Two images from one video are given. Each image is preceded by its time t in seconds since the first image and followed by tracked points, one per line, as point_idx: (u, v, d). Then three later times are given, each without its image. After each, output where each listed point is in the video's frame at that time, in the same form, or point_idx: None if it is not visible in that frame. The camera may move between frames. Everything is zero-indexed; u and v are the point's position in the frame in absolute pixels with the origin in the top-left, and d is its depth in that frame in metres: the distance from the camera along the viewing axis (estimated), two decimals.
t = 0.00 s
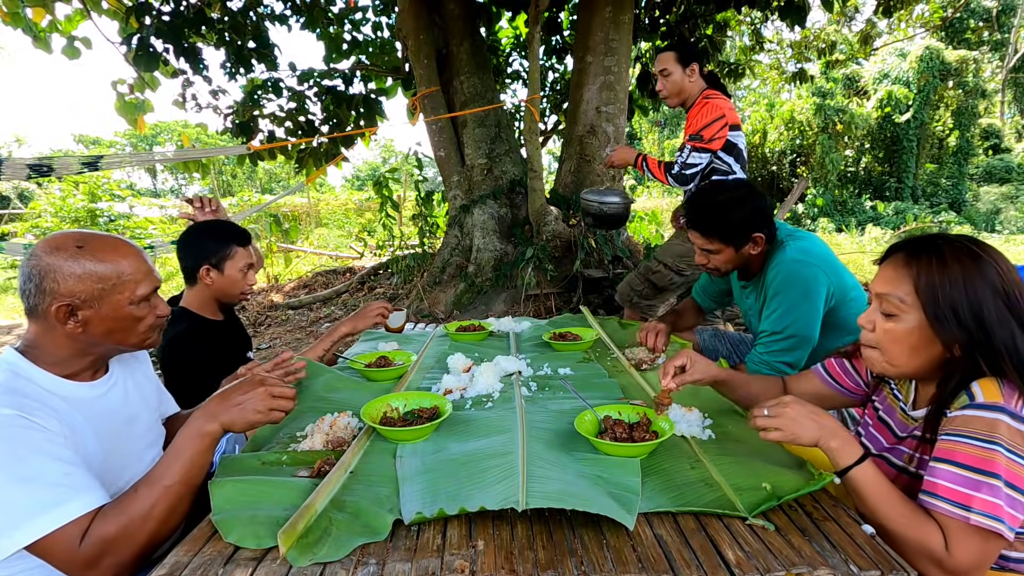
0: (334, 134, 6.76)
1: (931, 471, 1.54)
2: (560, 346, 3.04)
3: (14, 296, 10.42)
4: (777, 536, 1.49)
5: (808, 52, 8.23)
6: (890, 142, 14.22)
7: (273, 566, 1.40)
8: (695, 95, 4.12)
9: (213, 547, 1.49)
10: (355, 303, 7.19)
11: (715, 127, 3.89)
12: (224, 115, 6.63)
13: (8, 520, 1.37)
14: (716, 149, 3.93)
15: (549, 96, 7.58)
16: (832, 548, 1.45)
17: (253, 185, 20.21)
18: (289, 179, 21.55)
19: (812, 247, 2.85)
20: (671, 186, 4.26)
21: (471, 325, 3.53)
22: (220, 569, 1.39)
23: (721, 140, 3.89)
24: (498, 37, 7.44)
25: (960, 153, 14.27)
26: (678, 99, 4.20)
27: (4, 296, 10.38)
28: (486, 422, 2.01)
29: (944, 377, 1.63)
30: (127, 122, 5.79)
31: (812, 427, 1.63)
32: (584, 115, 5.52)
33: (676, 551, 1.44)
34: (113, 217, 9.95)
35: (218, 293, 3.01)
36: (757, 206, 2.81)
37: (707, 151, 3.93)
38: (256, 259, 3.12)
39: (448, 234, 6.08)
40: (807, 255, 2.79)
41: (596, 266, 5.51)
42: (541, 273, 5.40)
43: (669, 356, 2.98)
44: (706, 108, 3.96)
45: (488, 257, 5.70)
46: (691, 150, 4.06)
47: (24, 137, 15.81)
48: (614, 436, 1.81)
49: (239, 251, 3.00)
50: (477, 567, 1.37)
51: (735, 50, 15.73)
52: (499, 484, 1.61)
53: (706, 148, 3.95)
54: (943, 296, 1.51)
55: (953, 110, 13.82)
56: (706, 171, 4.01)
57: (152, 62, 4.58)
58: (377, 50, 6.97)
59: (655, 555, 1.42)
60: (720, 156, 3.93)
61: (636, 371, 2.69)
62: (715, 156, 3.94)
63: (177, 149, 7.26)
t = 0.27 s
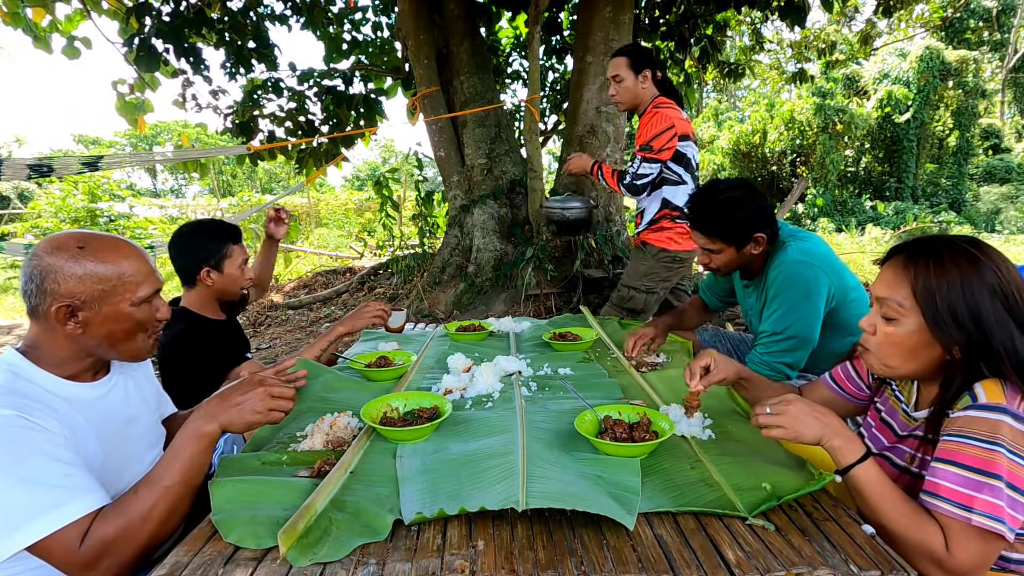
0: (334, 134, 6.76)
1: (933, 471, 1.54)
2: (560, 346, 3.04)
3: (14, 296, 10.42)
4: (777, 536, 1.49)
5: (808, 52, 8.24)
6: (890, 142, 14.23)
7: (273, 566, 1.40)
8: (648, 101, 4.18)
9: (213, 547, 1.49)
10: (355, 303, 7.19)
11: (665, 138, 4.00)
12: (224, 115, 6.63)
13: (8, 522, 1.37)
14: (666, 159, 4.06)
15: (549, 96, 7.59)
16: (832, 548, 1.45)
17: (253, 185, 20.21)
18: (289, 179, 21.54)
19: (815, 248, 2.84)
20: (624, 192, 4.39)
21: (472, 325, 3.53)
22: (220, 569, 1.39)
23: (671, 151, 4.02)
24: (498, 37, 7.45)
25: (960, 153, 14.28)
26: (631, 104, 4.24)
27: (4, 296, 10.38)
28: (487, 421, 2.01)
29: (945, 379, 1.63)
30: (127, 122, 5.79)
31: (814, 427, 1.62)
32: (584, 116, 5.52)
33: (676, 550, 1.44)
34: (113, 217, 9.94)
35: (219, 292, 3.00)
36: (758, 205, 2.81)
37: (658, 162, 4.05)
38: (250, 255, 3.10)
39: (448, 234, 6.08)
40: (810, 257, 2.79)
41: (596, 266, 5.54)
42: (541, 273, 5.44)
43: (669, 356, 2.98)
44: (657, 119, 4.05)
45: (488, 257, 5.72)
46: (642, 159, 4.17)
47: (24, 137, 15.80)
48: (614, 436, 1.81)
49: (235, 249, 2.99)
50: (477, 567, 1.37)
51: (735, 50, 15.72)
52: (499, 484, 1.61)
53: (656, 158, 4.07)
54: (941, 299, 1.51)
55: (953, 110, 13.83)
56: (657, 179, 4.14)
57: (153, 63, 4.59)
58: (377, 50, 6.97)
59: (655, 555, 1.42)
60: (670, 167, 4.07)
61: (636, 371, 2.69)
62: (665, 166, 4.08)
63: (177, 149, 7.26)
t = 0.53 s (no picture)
0: (334, 134, 6.76)
1: (928, 470, 1.54)
2: (560, 346, 3.04)
3: (14, 296, 10.41)
4: (777, 536, 1.49)
5: (808, 52, 8.24)
6: (890, 142, 14.26)
7: (273, 566, 1.40)
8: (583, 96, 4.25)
9: (213, 547, 1.49)
10: (355, 303, 7.19)
11: (603, 128, 4.05)
12: (224, 115, 6.63)
13: (8, 522, 1.37)
14: (608, 150, 4.11)
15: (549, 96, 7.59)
16: (832, 548, 1.45)
17: (252, 185, 20.21)
18: (289, 179, 21.53)
19: (817, 247, 2.83)
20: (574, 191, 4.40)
21: (471, 325, 3.53)
22: (220, 569, 1.39)
23: (611, 140, 4.07)
24: (498, 37, 7.45)
25: (960, 153, 14.29)
26: (568, 102, 4.32)
27: (4, 296, 10.37)
28: (487, 421, 2.01)
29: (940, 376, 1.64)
30: (127, 122, 5.79)
31: (809, 430, 1.62)
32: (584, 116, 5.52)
33: (676, 551, 1.44)
34: (113, 217, 9.94)
35: (225, 288, 3.03)
36: (756, 201, 2.81)
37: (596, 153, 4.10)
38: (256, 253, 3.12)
39: (448, 234, 6.09)
40: (810, 256, 2.78)
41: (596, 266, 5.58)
42: (541, 273, 5.45)
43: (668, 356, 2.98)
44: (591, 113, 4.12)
45: (488, 257, 5.73)
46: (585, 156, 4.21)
47: (24, 137, 15.79)
48: (614, 436, 1.81)
49: (238, 243, 3.01)
50: (477, 567, 1.37)
51: (735, 50, 15.72)
52: (499, 484, 1.61)
53: (597, 151, 4.12)
54: (932, 298, 1.51)
55: (953, 110, 13.84)
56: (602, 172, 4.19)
57: (153, 63, 4.59)
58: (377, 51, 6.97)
59: (655, 555, 1.42)
60: (613, 157, 4.12)
61: (636, 371, 2.69)
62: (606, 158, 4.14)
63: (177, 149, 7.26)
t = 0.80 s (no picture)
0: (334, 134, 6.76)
1: (926, 469, 1.54)
2: (560, 346, 3.04)
3: (13, 296, 10.41)
4: (777, 536, 1.49)
5: (808, 52, 8.24)
6: (890, 142, 14.26)
7: (273, 566, 1.40)
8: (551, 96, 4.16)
9: (213, 547, 1.49)
10: (355, 303, 7.20)
11: (576, 130, 3.99)
12: (224, 115, 6.62)
13: (7, 522, 1.37)
14: (580, 152, 4.06)
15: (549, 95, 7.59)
16: (832, 548, 1.45)
17: (252, 185, 20.21)
18: (289, 180, 21.52)
19: (816, 246, 2.84)
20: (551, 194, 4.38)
21: (471, 325, 3.53)
22: (220, 569, 1.39)
23: (584, 141, 4.01)
24: (498, 37, 7.45)
25: (960, 153, 14.29)
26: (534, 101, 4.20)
27: (4, 296, 10.37)
28: (487, 422, 2.01)
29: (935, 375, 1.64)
30: (128, 122, 5.78)
31: (806, 432, 1.63)
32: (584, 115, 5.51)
33: (676, 550, 1.44)
34: (113, 217, 9.93)
35: (237, 283, 3.07)
36: (757, 199, 2.81)
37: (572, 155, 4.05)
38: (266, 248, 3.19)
39: (448, 234, 6.10)
40: (809, 254, 2.79)
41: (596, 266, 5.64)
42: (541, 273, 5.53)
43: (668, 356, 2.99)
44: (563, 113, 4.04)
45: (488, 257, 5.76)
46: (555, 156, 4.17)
47: (24, 137, 15.78)
48: (614, 436, 1.81)
49: (252, 240, 3.07)
50: (477, 567, 1.37)
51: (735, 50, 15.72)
52: (499, 484, 1.61)
53: (569, 152, 4.07)
54: (925, 299, 1.52)
55: (954, 110, 13.85)
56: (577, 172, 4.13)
57: (154, 63, 4.59)
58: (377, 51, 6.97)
59: (655, 555, 1.42)
60: (585, 158, 4.07)
61: (636, 371, 2.69)
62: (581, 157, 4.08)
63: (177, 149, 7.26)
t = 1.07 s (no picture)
0: (334, 134, 6.75)
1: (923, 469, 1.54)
2: (560, 346, 3.04)
3: (13, 296, 10.39)
4: (777, 536, 1.49)
5: (808, 52, 8.24)
6: (890, 142, 14.27)
7: (272, 566, 1.40)
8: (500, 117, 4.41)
9: (213, 547, 1.49)
10: (355, 304, 7.21)
11: (534, 148, 4.28)
12: (224, 115, 6.61)
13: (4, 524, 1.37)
14: (537, 169, 4.38)
15: (549, 96, 7.59)
16: (832, 548, 1.45)
17: (252, 185, 20.21)
18: (289, 180, 21.51)
19: (810, 247, 2.85)
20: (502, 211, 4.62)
21: (471, 325, 3.53)
22: (220, 569, 1.39)
23: (540, 159, 4.36)
24: (498, 37, 7.45)
25: (961, 153, 14.29)
26: (484, 123, 4.40)
27: (4, 296, 10.37)
28: (487, 421, 2.01)
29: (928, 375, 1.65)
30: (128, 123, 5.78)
31: (805, 432, 1.63)
32: (584, 115, 5.51)
33: (676, 551, 1.44)
34: (112, 217, 9.93)
35: (240, 280, 3.08)
36: (751, 201, 2.82)
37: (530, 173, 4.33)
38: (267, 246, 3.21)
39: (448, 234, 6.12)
40: (804, 255, 2.80)
41: (596, 266, 5.65)
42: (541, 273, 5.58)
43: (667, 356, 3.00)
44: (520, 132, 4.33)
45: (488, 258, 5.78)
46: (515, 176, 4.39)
47: (24, 137, 15.77)
48: (614, 436, 1.81)
49: (256, 239, 3.10)
50: (477, 567, 1.37)
51: (735, 50, 15.71)
52: (499, 484, 1.61)
53: (528, 171, 4.36)
54: (919, 299, 1.52)
55: (954, 110, 13.85)
56: (534, 188, 4.45)
57: (154, 63, 4.59)
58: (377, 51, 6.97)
59: (655, 555, 1.42)
60: (544, 174, 4.41)
61: (636, 371, 2.69)
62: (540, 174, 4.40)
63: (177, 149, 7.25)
